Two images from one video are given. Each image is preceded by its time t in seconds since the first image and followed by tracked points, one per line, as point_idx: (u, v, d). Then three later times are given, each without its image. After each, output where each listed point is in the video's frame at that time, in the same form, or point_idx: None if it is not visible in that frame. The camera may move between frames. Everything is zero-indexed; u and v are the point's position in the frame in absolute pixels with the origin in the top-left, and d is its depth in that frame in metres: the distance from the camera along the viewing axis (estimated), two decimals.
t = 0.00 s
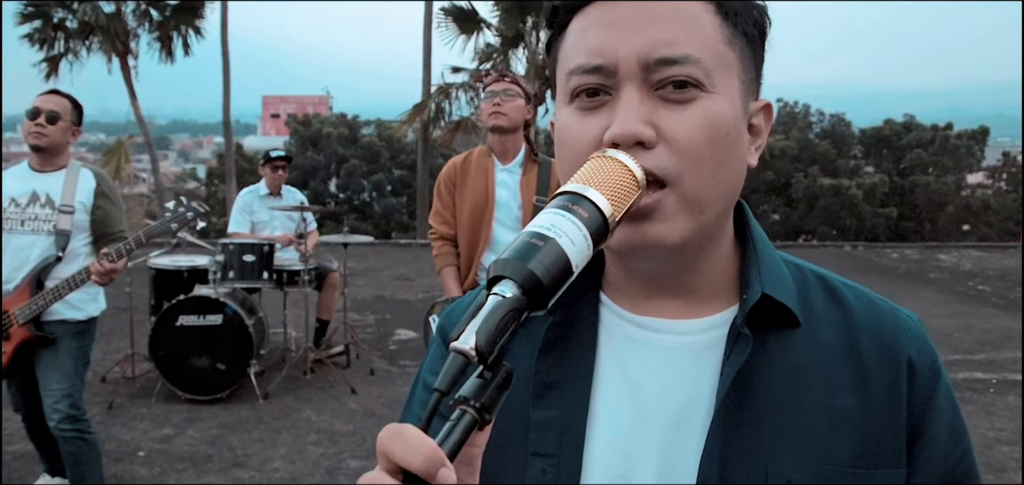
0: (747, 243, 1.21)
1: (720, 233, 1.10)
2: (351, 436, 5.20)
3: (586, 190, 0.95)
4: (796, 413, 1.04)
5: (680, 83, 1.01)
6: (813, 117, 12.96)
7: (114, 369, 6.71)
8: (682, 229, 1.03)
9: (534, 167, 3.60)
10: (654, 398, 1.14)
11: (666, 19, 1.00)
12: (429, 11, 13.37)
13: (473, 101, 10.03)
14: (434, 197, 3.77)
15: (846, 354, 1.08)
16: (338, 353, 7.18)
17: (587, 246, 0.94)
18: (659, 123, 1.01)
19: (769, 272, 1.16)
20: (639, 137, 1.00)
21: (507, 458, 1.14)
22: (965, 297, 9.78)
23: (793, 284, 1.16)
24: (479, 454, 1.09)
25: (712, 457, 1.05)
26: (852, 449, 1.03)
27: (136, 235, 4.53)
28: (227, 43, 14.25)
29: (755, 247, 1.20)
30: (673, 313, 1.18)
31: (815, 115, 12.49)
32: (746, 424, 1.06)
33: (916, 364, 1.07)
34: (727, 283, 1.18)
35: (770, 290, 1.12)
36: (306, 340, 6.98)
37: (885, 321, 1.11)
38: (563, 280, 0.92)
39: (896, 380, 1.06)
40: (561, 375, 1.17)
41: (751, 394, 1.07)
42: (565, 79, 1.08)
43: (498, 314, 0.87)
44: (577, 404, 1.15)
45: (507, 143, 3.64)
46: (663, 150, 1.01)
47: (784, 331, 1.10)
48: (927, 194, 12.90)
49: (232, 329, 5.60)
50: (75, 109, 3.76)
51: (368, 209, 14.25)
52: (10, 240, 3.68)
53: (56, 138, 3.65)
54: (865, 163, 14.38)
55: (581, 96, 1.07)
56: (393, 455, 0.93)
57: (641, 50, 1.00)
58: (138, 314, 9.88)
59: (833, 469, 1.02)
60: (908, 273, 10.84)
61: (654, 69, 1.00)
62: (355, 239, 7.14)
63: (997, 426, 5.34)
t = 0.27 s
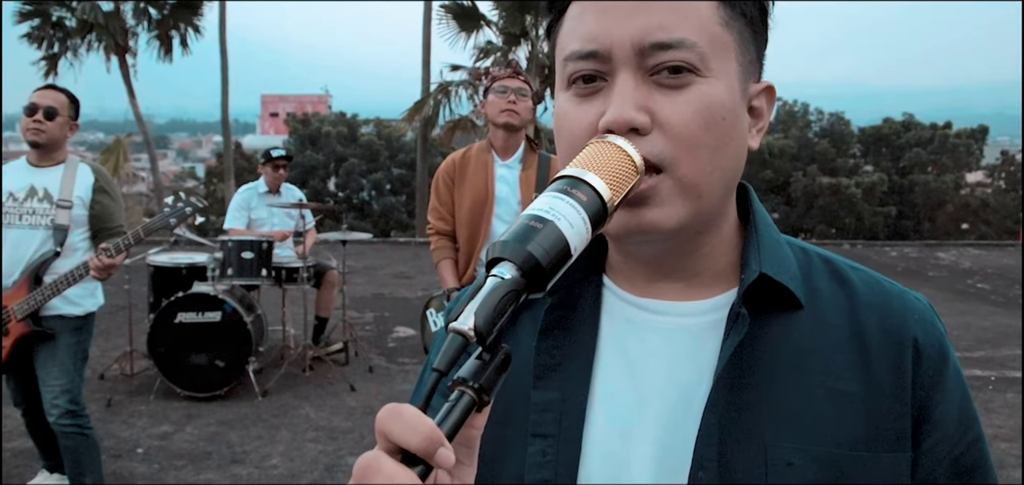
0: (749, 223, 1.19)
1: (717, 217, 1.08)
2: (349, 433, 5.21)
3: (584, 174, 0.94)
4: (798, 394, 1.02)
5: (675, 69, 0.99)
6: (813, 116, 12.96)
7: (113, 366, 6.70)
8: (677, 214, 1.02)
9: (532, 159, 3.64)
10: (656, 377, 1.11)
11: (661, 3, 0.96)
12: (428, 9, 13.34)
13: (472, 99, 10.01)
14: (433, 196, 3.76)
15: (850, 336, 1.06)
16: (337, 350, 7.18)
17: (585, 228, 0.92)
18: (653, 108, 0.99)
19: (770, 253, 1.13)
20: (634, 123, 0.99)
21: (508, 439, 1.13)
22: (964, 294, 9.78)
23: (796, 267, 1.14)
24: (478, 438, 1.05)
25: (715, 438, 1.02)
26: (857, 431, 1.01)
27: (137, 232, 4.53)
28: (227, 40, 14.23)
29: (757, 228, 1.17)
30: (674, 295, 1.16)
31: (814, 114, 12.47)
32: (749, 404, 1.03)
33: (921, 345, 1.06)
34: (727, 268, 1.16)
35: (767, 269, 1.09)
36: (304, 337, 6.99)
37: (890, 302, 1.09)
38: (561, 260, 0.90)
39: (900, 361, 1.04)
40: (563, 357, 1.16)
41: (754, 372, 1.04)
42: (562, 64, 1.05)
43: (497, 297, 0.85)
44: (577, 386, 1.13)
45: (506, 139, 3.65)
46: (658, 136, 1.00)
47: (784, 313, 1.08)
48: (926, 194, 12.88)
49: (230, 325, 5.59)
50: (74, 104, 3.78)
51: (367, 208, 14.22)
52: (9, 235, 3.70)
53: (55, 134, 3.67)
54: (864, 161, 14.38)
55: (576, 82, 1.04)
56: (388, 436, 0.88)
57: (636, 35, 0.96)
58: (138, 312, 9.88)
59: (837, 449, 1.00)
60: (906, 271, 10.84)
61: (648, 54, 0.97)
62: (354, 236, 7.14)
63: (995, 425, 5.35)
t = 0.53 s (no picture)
0: (761, 218, 1.16)
1: (728, 204, 1.05)
2: (348, 430, 5.18)
3: (585, 155, 0.93)
4: (809, 388, 0.99)
5: (683, 52, 0.97)
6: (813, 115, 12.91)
7: (111, 364, 6.67)
8: (687, 200, 0.99)
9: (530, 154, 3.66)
10: (669, 368, 1.09)
11: None
12: (427, 8, 13.29)
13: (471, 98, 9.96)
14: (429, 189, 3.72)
15: (863, 331, 1.03)
16: (336, 348, 7.16)
17: (584, 211, 0.93)
18: (663, 91, 0.97)
19: (783, 246, 1.10)
20: (643, 103, 0.97)
21: (516, 431, 1.11)
22: (965, 293, 9.73)
23: (810, 263, 1.11)
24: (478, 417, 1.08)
25: (724, 429, 1.00)
26: (868, 425, 0.97)
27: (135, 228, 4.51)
28: (226, 39, 14.18)
29: (770, 223, 1.14)
30: (683, 287, 1.13)
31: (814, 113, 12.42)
32: (758, 396, 1.01)
33: (935, 343, 1.02)
34: (738, 262, 1.13)
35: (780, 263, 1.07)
36: (303, 335, 6.96)
37: (904, 300, 1.05)
38: (558, 242, 0.90)
39: (914, 358, 1.01)
40: (570, 348, 1.14)
41: (764, 364, 1.02)
42: (572, 51, 1.04)
43: (498, 274, 0.86)
44: (586, 377, 1.11)
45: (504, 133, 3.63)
46: (667, 119, 0.97)
47: (797, 306, 1.06)
48: (926, 194, 12.83)
49: (229, 323, 5.57)
50: (67, 100, 3.75)
51: (365, 207, 14.17)
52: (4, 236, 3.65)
53: (49, 130, 3.64)
54: (865, 161, 14.35)
55: (586, 67, 1.03)
56: (387, 412, 0.91)
57: (645, 17, 0.95)
58: (136, 311, 9.85)
59: (846, 445, 0.97)
60: (907, 271, 10.78)
61: (657, 37, 0.96)
62: (352, 234, 7.11)
63: (997, 425, 5.32)
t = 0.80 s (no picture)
0: (765, 203, 1.12)
1: (734, 184, 1.02)
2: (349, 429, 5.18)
3: (583, 137, 0.94)
4: (818, 380, 0.96)
5: (689, 29, 0.97)
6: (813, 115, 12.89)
7: (111, 364, 6.67)
8: (691, 171, 0.96)
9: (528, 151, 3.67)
10: (675, 358, 1.06)
11: None
12: (426, 8, 13.27)
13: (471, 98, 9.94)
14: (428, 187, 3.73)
15: (872, 321, 1.00)
16: (336, 348, 7.15)
17: (584, 193, 0.93)
18: (667, 66, 0.96)
19: (789, 233, 1.06)
20: (646, 77, 0.95)
21: (519, 424, 1.08)
22: (965, 292, 9.70)
23: (815, 249, 1.08)
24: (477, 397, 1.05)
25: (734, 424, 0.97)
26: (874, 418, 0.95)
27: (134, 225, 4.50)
28: (225, 39, 14.17)
29: (774, 205, 1.10)
30: (686, 275, 1.10)
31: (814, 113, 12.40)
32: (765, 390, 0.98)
33: (945, 331, 0.99)
34: (744, 249, 1.10)
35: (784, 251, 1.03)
36: (303, 335, 6.95)
37: (912, 288, 1.02)
38: (558, 222, 0.91)
39: (925, 347, 0.98)
40: (573, 340, 1.10)
41: (770, 356, 0.99)
42: (579, 29, 1.04)
43: (495, 255, 0.87)
44: (588, 366, 1.08)
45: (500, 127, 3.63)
46: (672, 91, 0.95)
47: (803, 294, 1.02)
48: (926, 194, 12.81)
49: (229, 322, 5.57)
50: (66, 95, 3.71)
51: (365, 207, 14.15)
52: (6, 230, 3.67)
53: (48, 127, 3.63)
54: (866, 161, 14.31)
55: (591, 47, 1.03)
56: (385, 393, 0.90)
57: None
58: (136, 311, 9.85)
59: (855, 437, 0.94)
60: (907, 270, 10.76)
61: (663, 14, 0.97)
62: (352, 233, 7.10)
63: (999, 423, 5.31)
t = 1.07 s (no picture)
0: (771, 192, 1.12)
1: (735, 172, 1.03)
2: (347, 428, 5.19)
3: (580, 127, 0.96)
4: (822, 372, 0.97)
5: (687, 13, 0.98)
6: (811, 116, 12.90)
7: (110, 363, 6.68)
8: (688, 159, 0.97)
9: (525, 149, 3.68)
10: (680, 350, 1.07)
11: None
12: (424, 8, 13.27)
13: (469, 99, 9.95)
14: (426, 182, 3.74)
15: (876, 311, 1.00)
16: (335, 347, 7.16)
17: (580, 182, 0.95)
18: (666, 52, 0.96)
19: (794, 222, 1.07)
20: (644, 64, 0.96)
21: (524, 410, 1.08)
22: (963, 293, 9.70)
23: (820, 237, 1.08)
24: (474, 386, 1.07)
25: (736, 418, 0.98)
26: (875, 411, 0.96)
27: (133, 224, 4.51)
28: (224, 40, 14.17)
29: (779, 195, 1.11)
30: (690, 265, 1.11)
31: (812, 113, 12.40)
32: (768, 382, 0.99)
33: (951, 322, 0.99)
34: (748, 237, 1.11)
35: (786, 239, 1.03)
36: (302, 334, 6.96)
37: (918, 278, 1.02)
38: (555, 211, 0.92)
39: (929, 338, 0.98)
40: (577, 327, 1.10)
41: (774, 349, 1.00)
42: (582, 14, 1.06)
43: (493, 243, 0.88)
44: (593, 356, 1.09)
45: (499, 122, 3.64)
46: (670, 78, 0.96)
47: (807, 284, 1.03)
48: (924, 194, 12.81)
49: (228, 321, 5.58)
50: (66, 97, 3.73)
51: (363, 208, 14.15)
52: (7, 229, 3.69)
53: (48, 128, 3.64)
54: (864, 162, 14.33)
55: (592, 32, 1.05)
56: (383, 381, 0.91)
57: None
58: (135, 310, 9.85)
59: (855, 430, 0.95)
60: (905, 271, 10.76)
61: None
62: (351, 233, 7.11)
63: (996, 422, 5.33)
